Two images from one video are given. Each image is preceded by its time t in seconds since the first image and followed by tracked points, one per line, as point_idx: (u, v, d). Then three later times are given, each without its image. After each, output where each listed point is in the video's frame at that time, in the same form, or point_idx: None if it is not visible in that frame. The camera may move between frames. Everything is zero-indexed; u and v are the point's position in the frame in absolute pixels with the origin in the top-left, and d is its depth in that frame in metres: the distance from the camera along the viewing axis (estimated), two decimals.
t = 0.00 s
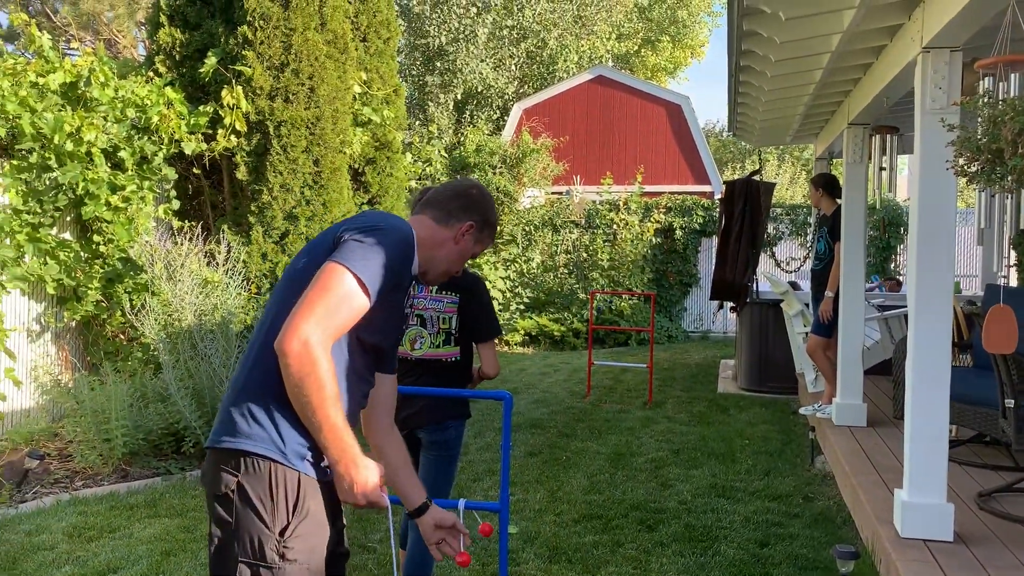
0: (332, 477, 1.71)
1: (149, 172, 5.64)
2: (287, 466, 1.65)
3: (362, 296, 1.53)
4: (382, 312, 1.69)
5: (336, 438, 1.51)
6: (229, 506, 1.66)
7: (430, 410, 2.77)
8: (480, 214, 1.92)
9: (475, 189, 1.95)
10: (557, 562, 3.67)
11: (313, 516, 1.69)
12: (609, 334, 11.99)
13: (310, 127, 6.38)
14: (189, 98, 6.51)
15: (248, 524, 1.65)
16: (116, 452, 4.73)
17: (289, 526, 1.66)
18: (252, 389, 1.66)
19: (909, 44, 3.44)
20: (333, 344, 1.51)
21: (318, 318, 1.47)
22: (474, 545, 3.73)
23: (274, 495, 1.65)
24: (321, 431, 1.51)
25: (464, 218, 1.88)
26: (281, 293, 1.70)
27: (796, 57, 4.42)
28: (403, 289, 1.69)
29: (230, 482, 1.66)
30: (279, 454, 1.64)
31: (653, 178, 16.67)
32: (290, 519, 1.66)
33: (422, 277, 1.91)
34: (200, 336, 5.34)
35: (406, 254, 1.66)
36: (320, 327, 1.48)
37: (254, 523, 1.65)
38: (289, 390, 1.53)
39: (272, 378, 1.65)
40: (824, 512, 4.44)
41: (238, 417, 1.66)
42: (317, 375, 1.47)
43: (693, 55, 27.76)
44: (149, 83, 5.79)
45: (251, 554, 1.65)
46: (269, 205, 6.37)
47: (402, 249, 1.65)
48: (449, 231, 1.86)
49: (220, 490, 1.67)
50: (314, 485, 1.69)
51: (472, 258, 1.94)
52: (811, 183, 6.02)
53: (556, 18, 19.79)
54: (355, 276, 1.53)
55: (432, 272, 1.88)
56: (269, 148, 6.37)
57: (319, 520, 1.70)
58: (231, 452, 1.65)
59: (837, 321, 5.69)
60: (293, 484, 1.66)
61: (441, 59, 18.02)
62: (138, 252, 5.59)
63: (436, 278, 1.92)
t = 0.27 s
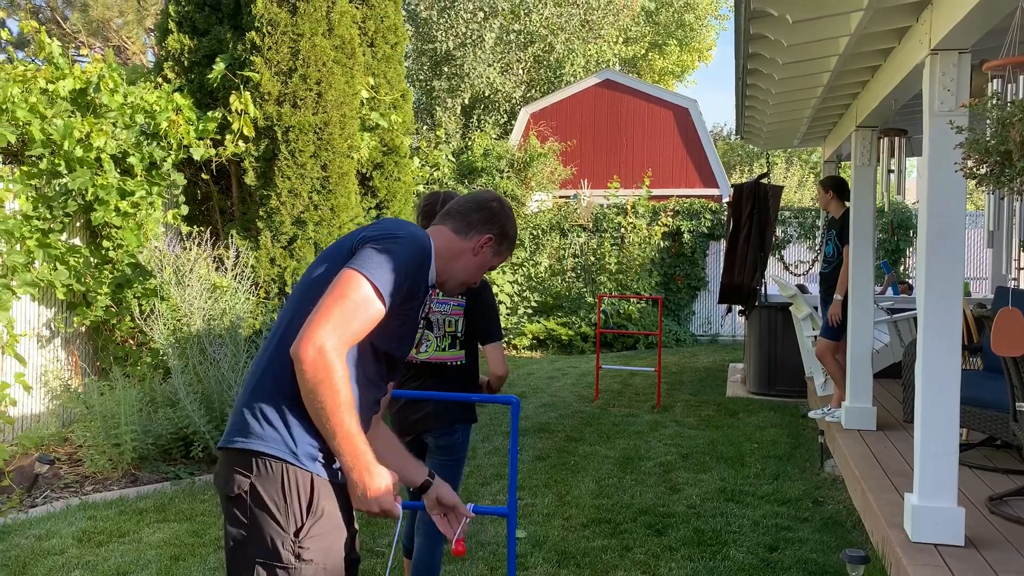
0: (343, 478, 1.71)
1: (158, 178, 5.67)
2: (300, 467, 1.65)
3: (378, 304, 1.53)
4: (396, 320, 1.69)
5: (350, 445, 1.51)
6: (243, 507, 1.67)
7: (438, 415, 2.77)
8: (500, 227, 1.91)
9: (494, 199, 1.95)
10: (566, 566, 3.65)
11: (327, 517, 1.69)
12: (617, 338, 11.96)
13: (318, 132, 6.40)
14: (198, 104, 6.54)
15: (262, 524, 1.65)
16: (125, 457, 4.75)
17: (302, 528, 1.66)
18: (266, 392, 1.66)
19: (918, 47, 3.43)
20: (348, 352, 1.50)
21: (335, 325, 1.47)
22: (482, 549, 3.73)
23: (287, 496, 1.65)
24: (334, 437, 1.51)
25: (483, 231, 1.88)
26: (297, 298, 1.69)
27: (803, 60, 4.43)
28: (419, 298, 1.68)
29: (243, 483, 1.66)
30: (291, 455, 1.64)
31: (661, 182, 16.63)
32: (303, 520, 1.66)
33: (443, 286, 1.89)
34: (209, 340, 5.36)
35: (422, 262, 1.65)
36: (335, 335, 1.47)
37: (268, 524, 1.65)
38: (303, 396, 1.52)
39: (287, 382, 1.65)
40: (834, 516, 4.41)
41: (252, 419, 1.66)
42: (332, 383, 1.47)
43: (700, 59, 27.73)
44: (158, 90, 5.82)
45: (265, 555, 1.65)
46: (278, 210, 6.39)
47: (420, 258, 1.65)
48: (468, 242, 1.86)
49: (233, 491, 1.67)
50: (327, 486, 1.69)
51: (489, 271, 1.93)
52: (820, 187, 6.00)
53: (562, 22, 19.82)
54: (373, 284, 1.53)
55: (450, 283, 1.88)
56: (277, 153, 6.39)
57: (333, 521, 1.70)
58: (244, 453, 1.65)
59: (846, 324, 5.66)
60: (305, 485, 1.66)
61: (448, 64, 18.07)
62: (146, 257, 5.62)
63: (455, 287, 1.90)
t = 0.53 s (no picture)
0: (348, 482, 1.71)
1: (163, 182, 5.69)
2: (304, 470, 1.65)
3: (388, 312, 1.53)
4: (404, 328, 1.69)
5: (354, 451, 1.51)
6: (247, 509, 1.67)
7: (439, 417, 2.77)
8: (508, 237, 1.91)
9: (503, 207, 1.95)
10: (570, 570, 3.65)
11: (331, 521, 1.69)
12: (622, 340, 11.95)
13: (322, 136, 6.42)
14: (202, 108, 6.56)
15: (265, 526, 1.66)
16: (130, 461, 4.76)
17: (307, 530, 1.66)
18: (273, 397, 1.66)
19: (922, 49, 3.43)
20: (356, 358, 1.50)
21: (345, 332, 1.46)
22: (486, 553, 3.73)
23: (291, 499, 1.65)
24: (339, 443, 1.51)
25: (491, 242, 1.88)
26: (308, 304, 1.69)
27: (806, 63, 4.43)
28: (427, 307, 1.68)
29: (247, 486, 1.66)
30: (297, 458, 1.64)
31: (665, 185, 16.62)
32: (308, 523, 1.66)
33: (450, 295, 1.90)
34: (213, 344, 5.38)
35: (432, 272, 1.66)
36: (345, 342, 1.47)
37: (272, 526, 1.65)
38: (310, 400, 1.52)
39: (294, 385, 1.65)
40: (839, 518, 4.40)
41: (258, 422, 1.66)
42: (340, 389, 1.46)
43: (704, 61, 27.71)
44: (162, 94, 5.84)
45: (270, 557, 1.65)
46: (282, 214, 6.40)
47: (430, 268, 1.65)
48: (476, 253, 1.86)
49: (237, 493, 1.67)
50: (331, 489, 1.68)
51: (497, 280, 1.94)
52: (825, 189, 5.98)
53: (566, 25, 19.83)
54: (383, 292, 1.53)
55: (459, 293, 1.89)
56: (281, 157, 6.40)
57: (338, 524, 1.70)
58: (249, 455, 1.65)
59: (850, 326, 5.65)
60: (310, 488, 1.66)
61: (452, 68, 18.09)
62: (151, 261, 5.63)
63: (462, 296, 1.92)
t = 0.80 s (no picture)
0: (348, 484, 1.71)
1: (165, 185, 5.70)
2: (304, 472, 1.65)
3: (392, 313, 1.53)
4: (405, 332, 1.69)
5: (356, 454, 1.51)
6: (247, 511, 1.67)
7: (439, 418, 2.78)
8: (508, 242, 1.90)
9: (502, 212, 1.95)
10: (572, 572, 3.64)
11: (331, 523, 1.69)
12: (625, 342, 11.94)
13: (324, 138, 6.42)
14: (204, 111, 6.57)
15: (265, 527, 1.65)
16: (133, 463, 4.77)
17: (307, 532, 1.66)
18: (275, 398, 1.66)
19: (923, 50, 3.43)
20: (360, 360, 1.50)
21: (349, 332, 1.46)
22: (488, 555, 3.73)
23: (292, 501, 1.65)
24: (341, 445, 1.50)
25: (491, 246, 1.88)
26: (311, 305, 1.69)
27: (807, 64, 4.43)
28: (430, 310, 1.69)
29: (247, 487, 1.66)
30: (298, 459, 1.64)
31: (667, 187, 16.61)
32: (308, 524, 1.66)
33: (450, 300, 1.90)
34: (215, 347, 5.38)
35: (435, 274, 1.66)
36: (349, 343, 1.46)
37: (272, 528, 1.65)
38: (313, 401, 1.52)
39: (296, 388, 1.65)
40: (842, 520, 4.39)
41: (260, 424, 1.66)
42: (344, 390, 1.46)
43: (706, 63, 27.70)
44: (164, 97, 5.85)
45: (269, 559, 1.65)
46: (284, 216, 6.40)
47: (433, 269, 1.65)
48: (476, 258, 1.86)
49: (236, 495, 1.67)
50: (331, 491, 1.69)
51: (498, 285, 1.94)
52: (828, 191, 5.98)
53: (569, 27, 19.85)
54: (387, 293, 1.53)
55: (459, 299, 1.89)
56: (283, 159, 6.41)
57: (337, 526, 1.70)
58: (249, 457, 1.65)
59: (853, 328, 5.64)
60: (309, 490, 1.66)
61: (454, 70, 18.09)
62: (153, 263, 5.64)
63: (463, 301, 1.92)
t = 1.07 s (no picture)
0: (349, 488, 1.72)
1: (167, 188, 5.71)
2: (305, 477, 1.65)
3: (391, 318, 1.53)
4: (404, 336, 1.69)
5: (354, 462, 1.50)
6: (248, 517, 1.67)
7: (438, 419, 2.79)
8: (506, 242, 1.91)
9: (500, 213, 1.95)
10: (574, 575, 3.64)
11: (332, 527, 1.69)
12: (626, 344, 11.93)
13: (326, 141, 6.43)
14: (206, 114, 6.58)
15: (266, 532, 1.65)
16: (135, 467, 4.78)
17: (308, 537, 1.67)
18: (274, 404, 1.66)
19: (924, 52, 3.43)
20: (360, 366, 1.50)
21: (349, 339, 1.46)
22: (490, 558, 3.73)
23: (293, 505, 1.65)
24: (340, 453, 1.50)
25: (489, 246, 1.88)
26: (310, 310, 1.70)
27: (808, 66, 4.43)
28: (429, 315, 1.69)
29: (248, 492, 1.66)
30: (298, 464, 1.65)
31: (669, 189, 16.61)
32: (309, 529, 1.67)
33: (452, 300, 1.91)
34: (217, 350, 5.39)
35: (433, 277, 1.66)
36: (350, 349, 1.46)
37: (273, 533, 1.65)
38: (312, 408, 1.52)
39: (296, 393, 1.66)
40: (845, 523, 4.38)
41: (259, 430, 1.66)
42: (344, 397, 1.46)
43: (707, 66, 27.70)
44: (166, 101, 5.87)
45: (269, 563, 1.65)
46: (286, 219, 6.41)
47: (431, 274, 1.66)
48: (476, 259, 1.86)
49: (237, 500, 1.67)
50: (332, 495, 1.69)
51: (498, 285, 1.94)
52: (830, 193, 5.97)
53: (570, 30, 19.88)
54: (386, 298, 1.53)
55: (459, 300, 1.90)
56: (284, 163, 6.42)
57: (338, 530, 1.70)
58: (249, 463, 1.65)
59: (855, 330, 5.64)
60: (310, 495, 1.66)
61: (455, 73, 18.11)
62: (155, 267, 5.65)
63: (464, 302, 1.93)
